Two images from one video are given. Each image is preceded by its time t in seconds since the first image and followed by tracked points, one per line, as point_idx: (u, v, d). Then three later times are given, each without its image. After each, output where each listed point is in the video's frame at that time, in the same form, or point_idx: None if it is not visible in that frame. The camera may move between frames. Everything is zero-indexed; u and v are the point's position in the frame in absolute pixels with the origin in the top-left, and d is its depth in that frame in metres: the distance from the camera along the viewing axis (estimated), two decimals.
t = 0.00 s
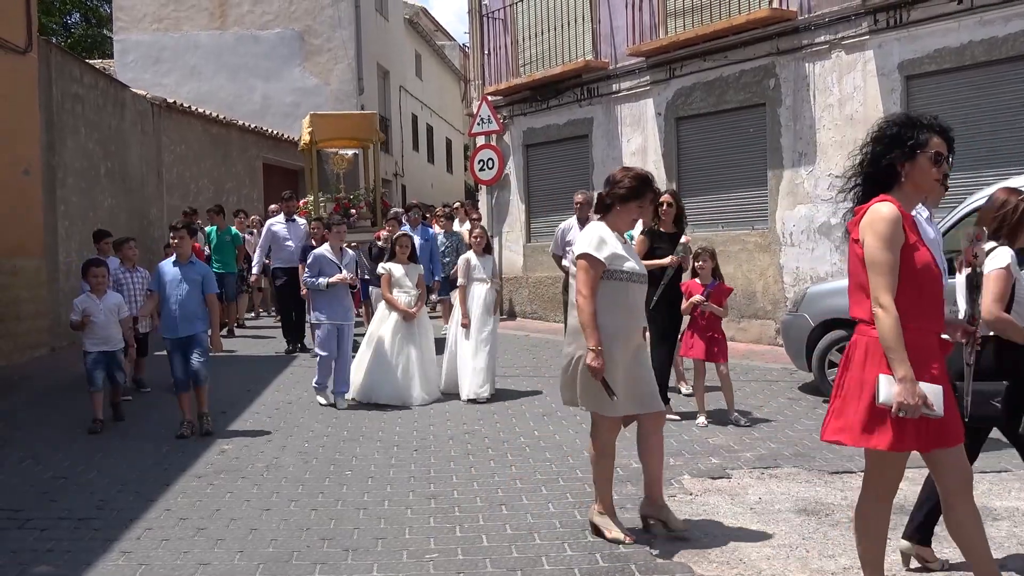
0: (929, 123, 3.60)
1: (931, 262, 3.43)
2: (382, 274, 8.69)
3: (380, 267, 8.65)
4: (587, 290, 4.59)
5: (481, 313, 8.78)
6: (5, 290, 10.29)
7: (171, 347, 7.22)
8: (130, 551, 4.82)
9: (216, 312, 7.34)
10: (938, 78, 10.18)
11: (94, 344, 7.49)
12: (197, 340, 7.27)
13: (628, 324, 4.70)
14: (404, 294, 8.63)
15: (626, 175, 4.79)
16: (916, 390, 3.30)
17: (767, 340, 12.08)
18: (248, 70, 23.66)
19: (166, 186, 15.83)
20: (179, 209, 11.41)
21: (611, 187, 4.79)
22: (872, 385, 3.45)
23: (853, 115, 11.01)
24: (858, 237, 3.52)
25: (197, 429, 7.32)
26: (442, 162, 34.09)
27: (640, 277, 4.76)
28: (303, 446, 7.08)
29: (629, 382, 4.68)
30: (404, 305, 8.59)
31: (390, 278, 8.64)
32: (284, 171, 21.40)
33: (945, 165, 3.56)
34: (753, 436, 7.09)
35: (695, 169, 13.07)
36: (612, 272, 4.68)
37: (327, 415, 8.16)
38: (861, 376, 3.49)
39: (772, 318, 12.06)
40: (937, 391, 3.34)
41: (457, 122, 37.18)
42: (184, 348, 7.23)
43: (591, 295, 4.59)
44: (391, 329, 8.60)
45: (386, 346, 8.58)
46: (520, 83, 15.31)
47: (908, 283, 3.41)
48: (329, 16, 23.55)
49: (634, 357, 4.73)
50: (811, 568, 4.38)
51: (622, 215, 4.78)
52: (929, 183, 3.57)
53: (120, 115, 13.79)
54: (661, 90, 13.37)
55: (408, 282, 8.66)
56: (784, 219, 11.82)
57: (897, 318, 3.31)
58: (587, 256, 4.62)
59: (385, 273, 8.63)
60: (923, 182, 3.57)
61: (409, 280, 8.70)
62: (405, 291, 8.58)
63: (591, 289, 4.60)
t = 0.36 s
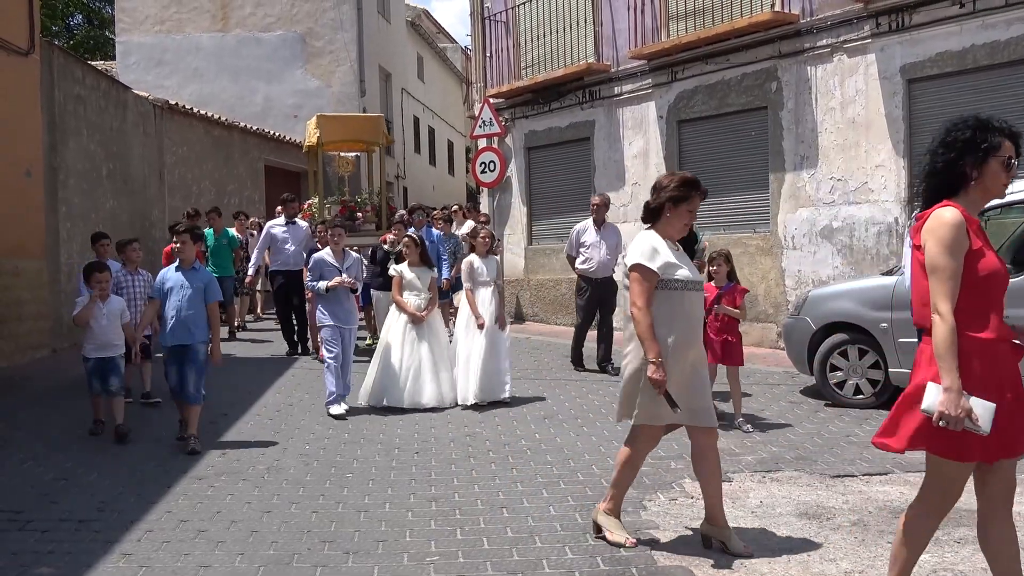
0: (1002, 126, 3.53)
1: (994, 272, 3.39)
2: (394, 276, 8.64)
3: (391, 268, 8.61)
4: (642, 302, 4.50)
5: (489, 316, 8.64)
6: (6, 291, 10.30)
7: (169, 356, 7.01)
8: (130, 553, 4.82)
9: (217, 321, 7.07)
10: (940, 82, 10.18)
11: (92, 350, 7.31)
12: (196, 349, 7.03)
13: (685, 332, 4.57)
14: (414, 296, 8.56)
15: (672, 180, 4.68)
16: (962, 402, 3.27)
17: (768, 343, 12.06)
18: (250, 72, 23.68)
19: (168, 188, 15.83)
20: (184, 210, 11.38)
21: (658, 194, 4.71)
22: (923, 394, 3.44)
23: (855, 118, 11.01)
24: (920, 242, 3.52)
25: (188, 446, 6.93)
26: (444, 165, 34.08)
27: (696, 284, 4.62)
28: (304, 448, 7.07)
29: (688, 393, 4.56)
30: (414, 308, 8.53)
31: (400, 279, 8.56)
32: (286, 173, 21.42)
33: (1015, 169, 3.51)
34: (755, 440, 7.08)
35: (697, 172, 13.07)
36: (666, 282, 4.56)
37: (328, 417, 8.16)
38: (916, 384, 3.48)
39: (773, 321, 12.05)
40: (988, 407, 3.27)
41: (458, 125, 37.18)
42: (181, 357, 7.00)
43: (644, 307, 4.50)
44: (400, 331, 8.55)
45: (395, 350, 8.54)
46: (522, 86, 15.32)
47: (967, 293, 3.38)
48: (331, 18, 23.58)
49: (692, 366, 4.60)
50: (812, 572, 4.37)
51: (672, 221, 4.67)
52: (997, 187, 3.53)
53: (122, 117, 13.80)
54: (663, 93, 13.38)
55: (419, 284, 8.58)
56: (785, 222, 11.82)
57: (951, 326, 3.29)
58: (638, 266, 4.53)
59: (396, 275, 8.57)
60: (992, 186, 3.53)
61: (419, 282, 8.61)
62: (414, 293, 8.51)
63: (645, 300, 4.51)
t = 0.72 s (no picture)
0: None
1: None
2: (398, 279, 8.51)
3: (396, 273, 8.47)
4: (689, 302, 4.37)
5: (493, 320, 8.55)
6: (8, 294, 10.30)
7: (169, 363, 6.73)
8: (131, 555, 4.81)
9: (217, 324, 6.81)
10: (941, 83, 10.17)
11: (94, 354, 7.10)
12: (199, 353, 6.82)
13: (737, 332, 4.42)
14: (419, 301, 8.43)
15: (723, 174, 4.49)
16: None
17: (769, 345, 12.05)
18: (252, 75, 23.70)
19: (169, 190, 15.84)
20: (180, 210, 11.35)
21: (709, 189, 4.52)
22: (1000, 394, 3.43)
23: (856, 119, 11.00)
24: (978, 241, 3.53)
25: (188, 448, 6.91)
26: (444, 167, 34.08)
27: (746, 284, 4.44)
28: (305, 450, 7.07)
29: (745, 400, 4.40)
30: (419, 313, 8.42)
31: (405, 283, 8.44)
32: (287, 175, 21.43)
33: None
34: (756, 442, 7.07)
35: (698, 174, 13.07)
36: (715, 281, 4.41)
37: (330, 419, 8.16)
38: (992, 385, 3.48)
39: (775, 323, 12.04)
40: None
41: (459, 127, 37.20)
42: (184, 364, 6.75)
43: (692, 306, 4.37)
44: (406, 337, 8.43)
45: (400, 355, 8.40)
46: (522, 88, 15.33)
47: None
48: (332, 21, 23.61)
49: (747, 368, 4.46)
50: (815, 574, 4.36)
51: (722, 217, 4.48)
52: None
53: (123, 119, 13.81)
54: (664, 95, 13.38)
55: (424, 288, 8.46)
56: (786, 224, 11.82)
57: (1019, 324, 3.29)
58: (686, 264, 4.40)
59: (401, 278, 8.44)
60: None
61: (425, 286, 8.50)
62: (420, 297, 8.39)
63: (693, 300, 4.38)
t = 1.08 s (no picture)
0: None
1: None
2: (403, 282, 8.36)
3: (400, 275, 8.34)
4: (727, 311, 4.25)
5: (508, 322, 8.41)
6: (9, 296, 10.30)
7: (161, 373, 6.46)
8: (133, 559, 4.80)
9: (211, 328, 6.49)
10: (942, 83, 10.16)
11: (80, 364, 6.80)
12: (192, 362, 6.46)
13: (778, 344, 4.28)
14: (426, 304, 8.28)
15: (767, 180, 4.34)
16: None
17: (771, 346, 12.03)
18: (252, 77, 23.71)
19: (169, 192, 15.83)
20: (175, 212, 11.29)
21: (751, 194, 4.37)
22: None
23: (857, 120, 10.99)
24: None
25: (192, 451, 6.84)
26: (445, 169, 34.05)
27: (788, 292, 4.30)
28: (306, 453, 7.06)
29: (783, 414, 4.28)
30: (426, 315, 8.24)
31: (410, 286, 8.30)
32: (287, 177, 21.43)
33: None
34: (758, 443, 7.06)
35: (698, 175, 13.06)
36: (755, 289, 4.28)
37: (331, 421, 8.16)
38: None
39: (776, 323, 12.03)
40: None
41: (459, 129, 37.19)
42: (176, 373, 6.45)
43: (730, 316, 4.25)
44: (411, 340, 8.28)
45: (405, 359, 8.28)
46: (523, 89, 15.31)
47: None
48: (333, 23, 23.60)
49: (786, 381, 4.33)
50: None
51: (761, 223, 4.37)
52: None
53: (123, 122, 13.81)
54: (665, 96, 13.37)
55: (429, 291, 8.31)
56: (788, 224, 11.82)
57: None
58: (725, 272, 4.28)
59: (406, 282, 8.29)
60: None
61: (430, 289, 8.34)
62: (425, 301, 8.21)
63: (730, 308, 4.26)
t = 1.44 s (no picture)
0: None
1: None
2: (410, 285, 8.24)
3: (407, 279, 8.23)
4: (769, 309, 4.08)
5: (517, 323, 8.36)
6: (10, 300, 10.31)
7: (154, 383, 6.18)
8: (135, 562, 4.80)
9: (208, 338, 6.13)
10: (942, 82, 10.15)
11: (68, 375, 6.43)
12: (185, 375, 6.11)
13: (821, 344, 4.12)
14: (433, 308, 8.18)
15: (811, 173, 4.18)
16: None
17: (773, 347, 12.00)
18: (252, 80, 23.72)
19: (170, 196, 15.83)
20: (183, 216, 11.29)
21: (795, 186, 4.21)
22: None
23: (857, 119, 10.98)
24: None
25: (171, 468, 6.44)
26: (446, 170, 34.02)
27: (832, 289, 4.15)
28: (308, 455, 7.06)
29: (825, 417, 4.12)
30: (432, 319, 8.15)
31: (418, 289, 8.18)
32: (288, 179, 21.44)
33: None
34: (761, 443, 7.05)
35: (699, 175, 13.06)
36: (798, 286, 4.12)
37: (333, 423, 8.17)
38: None
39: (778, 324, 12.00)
40: None
41: (460, 130, 37.17)
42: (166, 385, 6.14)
43: (771, 314, 4.08)
44: (417, 344, 8.17)
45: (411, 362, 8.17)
46: (523, 90, 15.31)
47: None
48: (332, 25, 23.59)
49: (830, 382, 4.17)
50: None
51: (805, 217, 4.20)
52: None
53: (124, 125, 13.82)
54: (665, 96, 13.37)
55: (437, 293, 8.20)
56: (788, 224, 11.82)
57: None
58: (767, 267, 4.10)
59: (413, 285, 8.18)
60: None
61: (437, 292, 8.23)
62: (433, 303, 8.13)
63: (772, 305, 4.09)
